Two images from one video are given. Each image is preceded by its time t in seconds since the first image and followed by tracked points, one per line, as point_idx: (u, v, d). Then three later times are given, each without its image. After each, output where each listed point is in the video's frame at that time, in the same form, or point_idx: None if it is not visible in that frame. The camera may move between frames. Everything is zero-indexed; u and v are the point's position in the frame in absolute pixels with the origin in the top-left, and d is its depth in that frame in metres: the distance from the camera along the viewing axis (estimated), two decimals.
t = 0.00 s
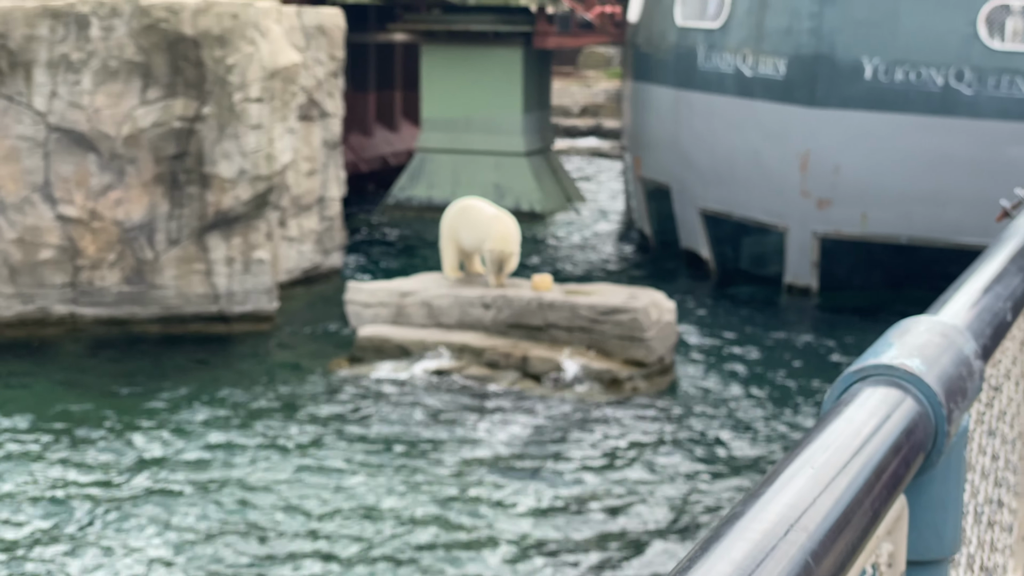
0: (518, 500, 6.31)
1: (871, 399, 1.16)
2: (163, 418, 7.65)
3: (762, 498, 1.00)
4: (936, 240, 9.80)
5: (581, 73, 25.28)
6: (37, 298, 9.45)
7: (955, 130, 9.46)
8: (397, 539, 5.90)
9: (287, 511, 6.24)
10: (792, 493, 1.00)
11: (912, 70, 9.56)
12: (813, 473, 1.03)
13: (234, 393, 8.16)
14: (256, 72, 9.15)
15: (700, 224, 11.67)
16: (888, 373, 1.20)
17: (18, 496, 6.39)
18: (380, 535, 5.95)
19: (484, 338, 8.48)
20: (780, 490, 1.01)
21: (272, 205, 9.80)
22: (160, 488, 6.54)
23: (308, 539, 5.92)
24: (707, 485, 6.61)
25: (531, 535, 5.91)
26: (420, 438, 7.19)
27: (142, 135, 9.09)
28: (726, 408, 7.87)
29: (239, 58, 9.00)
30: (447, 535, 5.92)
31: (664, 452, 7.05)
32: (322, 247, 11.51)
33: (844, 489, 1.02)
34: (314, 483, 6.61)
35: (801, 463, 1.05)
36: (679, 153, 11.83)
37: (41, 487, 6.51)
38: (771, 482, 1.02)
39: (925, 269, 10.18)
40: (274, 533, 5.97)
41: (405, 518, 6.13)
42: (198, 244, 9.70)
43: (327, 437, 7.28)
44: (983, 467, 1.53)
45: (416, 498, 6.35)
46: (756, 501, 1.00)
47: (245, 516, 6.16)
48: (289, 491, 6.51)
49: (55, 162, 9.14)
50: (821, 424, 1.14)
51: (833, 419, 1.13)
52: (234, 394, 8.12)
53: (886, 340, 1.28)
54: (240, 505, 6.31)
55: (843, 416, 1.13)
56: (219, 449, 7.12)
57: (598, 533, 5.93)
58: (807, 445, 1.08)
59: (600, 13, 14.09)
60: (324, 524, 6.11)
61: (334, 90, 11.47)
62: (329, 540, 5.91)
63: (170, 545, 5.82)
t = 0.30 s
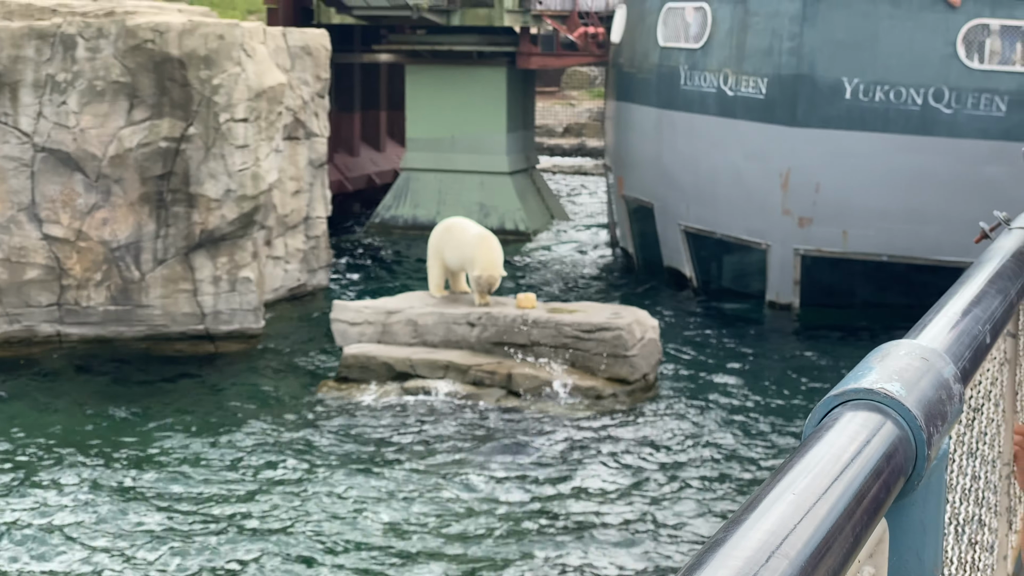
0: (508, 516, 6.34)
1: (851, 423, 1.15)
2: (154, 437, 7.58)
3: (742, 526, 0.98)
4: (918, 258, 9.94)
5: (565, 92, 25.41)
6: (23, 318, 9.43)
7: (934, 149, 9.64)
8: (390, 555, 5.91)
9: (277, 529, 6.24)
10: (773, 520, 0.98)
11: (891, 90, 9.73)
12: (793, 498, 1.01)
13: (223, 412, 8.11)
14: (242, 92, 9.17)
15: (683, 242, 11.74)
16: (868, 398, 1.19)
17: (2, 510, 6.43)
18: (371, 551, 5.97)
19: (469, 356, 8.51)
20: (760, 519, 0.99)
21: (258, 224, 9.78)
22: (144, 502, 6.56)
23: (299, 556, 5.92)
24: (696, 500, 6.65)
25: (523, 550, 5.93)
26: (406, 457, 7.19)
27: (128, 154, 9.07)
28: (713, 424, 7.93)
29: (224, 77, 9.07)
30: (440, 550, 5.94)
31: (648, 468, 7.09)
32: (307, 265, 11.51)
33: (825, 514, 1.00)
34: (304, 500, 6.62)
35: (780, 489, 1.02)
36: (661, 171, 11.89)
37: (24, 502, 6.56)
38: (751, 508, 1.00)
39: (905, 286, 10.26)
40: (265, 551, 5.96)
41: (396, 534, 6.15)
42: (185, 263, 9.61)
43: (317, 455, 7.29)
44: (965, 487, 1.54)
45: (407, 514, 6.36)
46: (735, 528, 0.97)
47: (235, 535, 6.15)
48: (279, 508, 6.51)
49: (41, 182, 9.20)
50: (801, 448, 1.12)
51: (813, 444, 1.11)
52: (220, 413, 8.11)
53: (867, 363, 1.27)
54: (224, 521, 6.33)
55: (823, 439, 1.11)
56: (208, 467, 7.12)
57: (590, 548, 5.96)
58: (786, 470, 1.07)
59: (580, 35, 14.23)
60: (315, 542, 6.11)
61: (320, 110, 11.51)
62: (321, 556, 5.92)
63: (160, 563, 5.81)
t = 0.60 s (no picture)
0: (497, 531, 6.37)
1: (830, 449, 1.08)
2: (140, 459, 7.54)
3: (716, 559, 0.92)
4: (896, 277, 10.12)
5: (547, 114, 25.55)
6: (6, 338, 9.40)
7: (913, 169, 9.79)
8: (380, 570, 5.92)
9: (265, 547, 6.23)
10: (750, 551, 0.91)
11: (869, 110, 9.86)
12: (770, 527, 0.95)
13: (210, 431, 8.10)
14: (227, 113, 9.17)
15: (665, 261, 11.87)
16: (847, 424, 1.11)
17: None
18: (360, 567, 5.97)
19: (452, 374, 8.53)
20: (733, 550, 0.92)
21: (243, 243, 9.80)
22: (129, 519, 6.56)
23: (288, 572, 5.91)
24: (682, 516, 6.69)
25: (513, 564, 5.95)
26: (392, 475, 7.20)
27: (112, 175, 9.14)
28: (696, 442, 7.97)
29: (209, 98, 9.07)
30: (430, 563, 5.95)
31: (634, 484, 7.13)
32: (291, 284, 11.52)
33: (803, 545, 0.94)
34: (291, 518, 6.62)
35: (757, 520, 0.96)
36: (642, 191, 11.97)
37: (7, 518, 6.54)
38: (726, 542, 0.94)
39: (884, 304, 10.36)
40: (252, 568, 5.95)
41: (385, 550, 6.15)
42: (168, 282, 9.60)
43: (303, 474, 7.28)
44: (946, 508, 1.57)
45: (395, 531, 6.37)
46: (711, 561, 0.91)
47: (222, 552, 6.13)
48: (266, 526, 6.50)
49: (25, 203, 9.19)
50: (778, 475, 1.05)
51: (791, 471, 1.04)
52: (206, 432, 8.10)
53: (844, 389, 1.20)
54: (210, 538, 6.34)
55: (800, 466, 1.04)
56: (193, 486, 7.10)
57: (579, 563, 5.97)
58: (762, 500, 1.00)
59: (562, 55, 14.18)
60: (304, 559, 6.10)
61: (304, 131, 11.55)
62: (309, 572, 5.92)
63: None
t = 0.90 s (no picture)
0: (483, 550, 6.34)
1: (811, 474, 1.08)
2: (121, 480, 7.49)
3: None
4: (878, 295, 10.19)
5: (531, 132, 25.61)
6: None
7: (895, 189, 9.89)
8: None
9: (249, 568, 6.17)
10: None
11: (852, 130, 9.94)
12: (752, 553, 0.95)
13: (192, 451, 8.07)
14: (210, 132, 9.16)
15: (648, 280, 11.93)
16: (828, 450, 1.11)
17: None
18: None
19: (436, 394, 8.51)
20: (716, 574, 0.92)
21: (226, 262, 9.78)
22: (110, 541, 6.50)
23: None
24: (668, 535, 6.68)
25: None
26: (374, 495, 7.17)
27: (95, 194, 9.09)
28: (681, 461, 7.98)
29: (193, 117, 9.07)
30: None
31: (619, 504, 7.12)
32: (275, 303, 11.49)
33: (787, 569, 0.94)
34: (276, 539, 6.57)
35: (738, 546, 0.96)
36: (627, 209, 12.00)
37: None
38: (709, 566, 0.94)
39: (866, 323, 10.43)
40: None
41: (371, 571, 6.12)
42: (151, 302, 9.55)
43: (287, 494, 7.24)
44: (928, 530, 1.57)
45: (381, 552, 6.34)
46: None
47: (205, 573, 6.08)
48: (250, 547, 6.45)
49: (6, 222, 9.14)
50: (759, 501, 1.05)
51: (772, 498, 1.04)
52: (188, 453, 8.05)
53: (826, 414, 1.20)
54: (193, 556, 6.33)
55: (782, 492, 1.04)
56: (175, 507, 7.05)
57: None
58: (744, 526, 1.00)
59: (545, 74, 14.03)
60: None
61: (288, 150, 11.54)
62: None
63: None
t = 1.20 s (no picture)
0: (471, 568, 6.31)
1: (800, 496, 1.08)
2: (107, 498, 7.43)
3: None
4: (863, 312, 10.26)
5: (517, 150, 25.60)
6: None
7: (880, 206, 9.97)
8: None
9: None
10: None
11: (837, 147, 10.02)
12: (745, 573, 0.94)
13: (177, 469, 8.01)
14: (196, 149, 9.14)
15: (634, 297, 11.95)
16: (818, 471, 1.12)
17: None
18: None
19: (422, 411, 8.49)
20: None
21: (211, 280, 9.74)
22: (94, 560, 6.44)
23: None
24: (657, 553, 6.67)
25: None
26: (359, 514, 7.10)
27: (80, 212, 9.06)
28: (668, 478, 7.97)
29: (178, 134, 9.04)
30: None
31: (607, 521, 7.10)
32: (260, 320, 11.43)
33: None
34: (262, 557, 6.52)
35: (732, 567, 0.96)
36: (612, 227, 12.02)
37: None
38: None
39: (851, 339, 10.47)
40: None
41: None
42: (136, 319, 9.48)
43: (273, 513, 7.20)
44: (917, 551, 1.57)
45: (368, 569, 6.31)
46: None
47: None
48: (237, 566, 6.40)
49: None
50: (750, 523, 1.05)
51: (762, 519, 1.04)
52: (174, 471, 7.99)
53: (815, 435, 1.20)
54: None
55: (773, 514, 1.04)
56: (160, 526, 7.00)
57: None
58: (735, 548, 1.00)
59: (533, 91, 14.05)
60: None
61: (274, 167, 11.52)
62: None
63: None
